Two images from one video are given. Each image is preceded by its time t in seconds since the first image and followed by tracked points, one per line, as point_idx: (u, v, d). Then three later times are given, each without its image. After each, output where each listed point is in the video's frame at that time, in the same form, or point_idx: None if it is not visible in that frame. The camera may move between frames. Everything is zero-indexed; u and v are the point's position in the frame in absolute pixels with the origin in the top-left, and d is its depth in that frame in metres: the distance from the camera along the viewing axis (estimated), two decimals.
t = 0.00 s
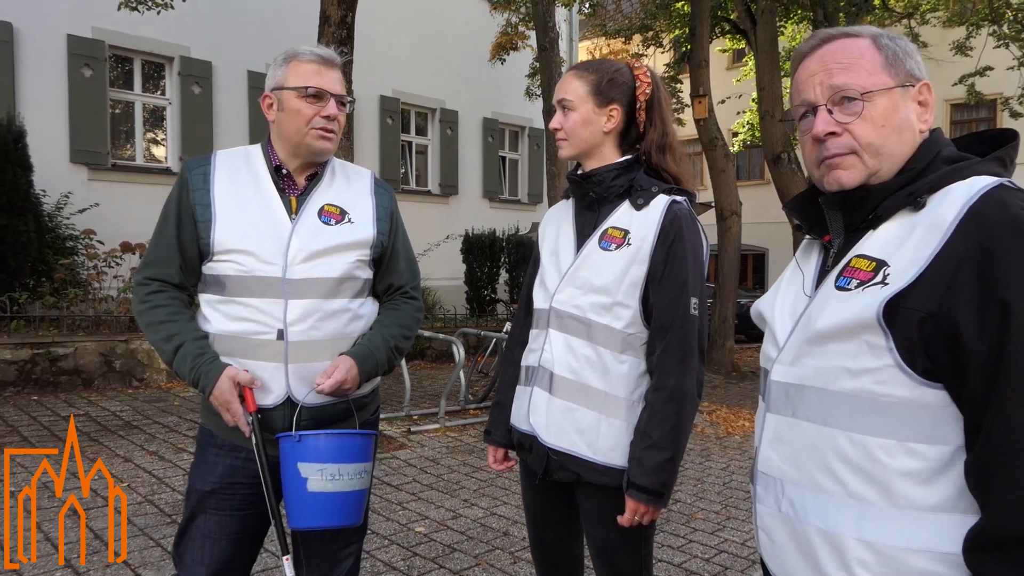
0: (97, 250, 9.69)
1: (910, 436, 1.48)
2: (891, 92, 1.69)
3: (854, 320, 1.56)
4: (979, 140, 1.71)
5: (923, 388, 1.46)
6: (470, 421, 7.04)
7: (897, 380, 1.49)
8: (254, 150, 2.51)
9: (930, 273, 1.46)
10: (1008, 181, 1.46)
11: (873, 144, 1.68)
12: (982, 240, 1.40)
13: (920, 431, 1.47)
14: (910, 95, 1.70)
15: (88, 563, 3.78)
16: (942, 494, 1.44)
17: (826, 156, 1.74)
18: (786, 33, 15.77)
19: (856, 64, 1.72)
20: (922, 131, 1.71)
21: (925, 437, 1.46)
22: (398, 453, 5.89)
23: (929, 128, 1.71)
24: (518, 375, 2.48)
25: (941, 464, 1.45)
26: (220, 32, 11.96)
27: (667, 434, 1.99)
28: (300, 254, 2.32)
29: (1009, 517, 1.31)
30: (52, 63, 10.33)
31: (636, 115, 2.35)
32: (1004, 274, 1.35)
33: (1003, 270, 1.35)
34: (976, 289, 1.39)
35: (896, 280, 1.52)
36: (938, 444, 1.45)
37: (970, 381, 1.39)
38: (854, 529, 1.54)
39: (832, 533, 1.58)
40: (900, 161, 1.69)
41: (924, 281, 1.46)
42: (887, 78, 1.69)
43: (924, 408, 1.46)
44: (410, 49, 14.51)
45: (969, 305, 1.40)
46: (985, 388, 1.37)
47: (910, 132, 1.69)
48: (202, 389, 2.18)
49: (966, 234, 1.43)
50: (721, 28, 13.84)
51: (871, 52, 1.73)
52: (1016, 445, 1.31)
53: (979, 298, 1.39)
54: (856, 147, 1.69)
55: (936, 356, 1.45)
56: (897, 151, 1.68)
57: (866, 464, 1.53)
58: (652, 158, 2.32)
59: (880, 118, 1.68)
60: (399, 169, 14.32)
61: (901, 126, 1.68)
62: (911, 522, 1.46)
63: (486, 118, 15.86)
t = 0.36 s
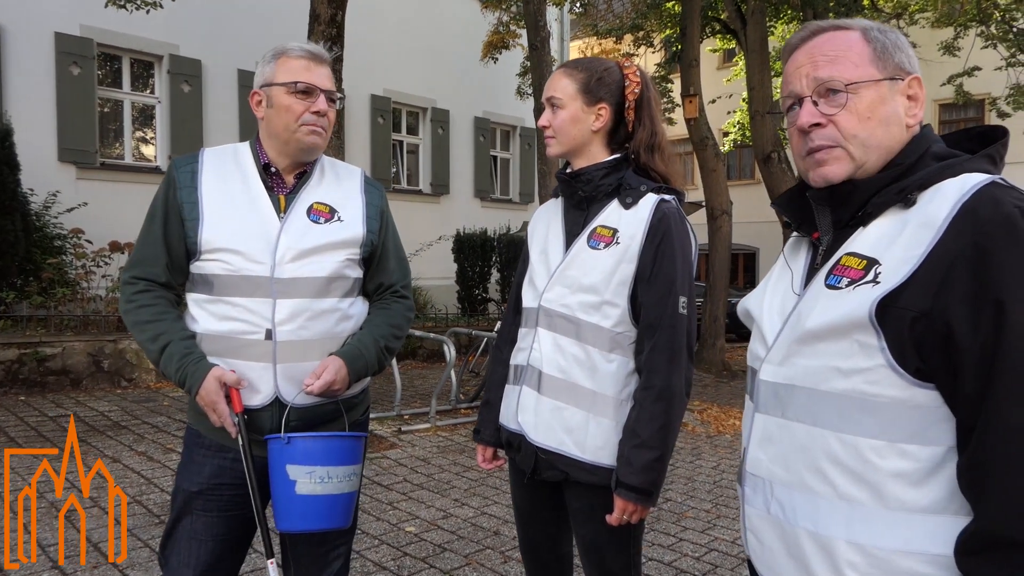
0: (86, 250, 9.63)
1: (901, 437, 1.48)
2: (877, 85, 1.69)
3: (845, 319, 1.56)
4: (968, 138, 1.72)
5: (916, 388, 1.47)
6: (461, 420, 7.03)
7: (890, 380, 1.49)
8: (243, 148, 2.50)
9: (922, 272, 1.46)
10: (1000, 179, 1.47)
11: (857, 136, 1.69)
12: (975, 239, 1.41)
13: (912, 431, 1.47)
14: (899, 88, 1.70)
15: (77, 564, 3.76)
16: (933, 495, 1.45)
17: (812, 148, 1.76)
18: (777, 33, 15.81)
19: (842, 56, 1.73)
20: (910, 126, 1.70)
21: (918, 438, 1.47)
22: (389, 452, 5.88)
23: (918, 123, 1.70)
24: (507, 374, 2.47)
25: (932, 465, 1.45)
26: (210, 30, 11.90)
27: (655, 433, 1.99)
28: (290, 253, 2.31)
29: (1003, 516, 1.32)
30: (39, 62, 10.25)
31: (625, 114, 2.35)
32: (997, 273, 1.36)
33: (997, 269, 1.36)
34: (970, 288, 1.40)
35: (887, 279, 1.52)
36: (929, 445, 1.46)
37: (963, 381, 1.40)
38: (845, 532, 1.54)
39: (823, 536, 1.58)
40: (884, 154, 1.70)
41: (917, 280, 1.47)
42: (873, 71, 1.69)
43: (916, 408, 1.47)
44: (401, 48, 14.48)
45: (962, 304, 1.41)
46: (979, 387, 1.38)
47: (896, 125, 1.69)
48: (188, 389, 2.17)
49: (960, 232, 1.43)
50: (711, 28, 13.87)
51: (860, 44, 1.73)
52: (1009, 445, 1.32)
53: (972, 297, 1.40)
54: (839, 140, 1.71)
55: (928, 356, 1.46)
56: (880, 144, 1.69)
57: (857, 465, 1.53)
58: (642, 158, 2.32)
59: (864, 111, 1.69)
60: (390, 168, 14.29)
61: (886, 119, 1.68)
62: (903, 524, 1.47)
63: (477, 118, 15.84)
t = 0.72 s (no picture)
0: (80, 250, 9.60)
1: (898, 437, 1.49)
2: (869, 80, 1.69)
3: (841, 319, 1.56)
4: (959, 135, 1.72)
5: (912, 388, 1.47)
6: (456, 420, 7.03)
7: (886, 380, 1.50)
8: (236, 145, 2.49)
9: (917, 272, 1.47)
10: (993, 177, 1.48)
11: (847, 131, 1.69)
12: (970, 238, 1.41)
13: (909, 431, 1.48)
14: (891, 85, 1.70)
15: (70, 565, 3.75)
16: (930, 495, 1.45)
17: (803, 144, 1.76)
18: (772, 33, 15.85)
19: (833, 52, 1.73)
20: (902, 123, 1.70)
21: (914, 438, 1.47)
22: (384, 452, 5.88)
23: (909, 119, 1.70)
24: (502, 374, 2.47)
25: (928, 466, 1.46)
26: (204, 29, 11.87)
27: (650, 432, 2.00)
28: (284, 250, 2.30)
29: (1000, 516, 1.32)
30: (32, 61, 10.21)
31: (619, 114, 2.35)
32: (994, 271, 1.36)
33: (992, 268, 1.36)
34: (966, 286, 1.40)
35: (883, 279, 1.53)
36: (926, 446, 1.46)
37: (959, 380, 1.40)
38: (842, 534, 1.54)
39: (821, 539, 1.58)
40: (875, 150, 1.70)
41: (912, 279, 1.47)
42: (865, 67, 1.70)
43: (913, 408, 1.47)
44: (396, 48, 14.47)
45: (958, 303, 1.41)
46: (976, 386, 1.38)
47: (888, 121, 1.69)
48: (172, 387, 2.17)
49: (954, 230, 1.44)
50: (706, 28, 13.89)
51: (852, 40, 1.73)
52: (1006, 444, 1.32)
53: (968, 297, 1.40)
54: (831, 134, 1.71)
55: (925, 356, 1.46)
56: (870, 139, 1.69)
57: (854, 467, 1.53)
58: (636, 157, 2.32)
59: (854, 105, 1.69)
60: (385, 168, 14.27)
61: (877, 115, 1.69)
62: (899, 525, 1.47)
63: (472, 118, 15.84)
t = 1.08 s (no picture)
0: (83, 252, 9.62)
1: (904, 437, 1.48)
2: (863, 81, 1.67)
3: (847, 318, 1.56)
4: (965, 135, 1.72)
5: (919, 387, 1.47)
6: (459, 420, 7.03)
7: (892, 379, 1.49)
8: (240, 145, 2.49)
9: (924, 270, 1.46)
10: (1000, 174, 1.48)
11: (840, 133, 1.69)
12: (975, 236, 1.41)
13: (915, 430, 1.47)
14: (890, 84, 1.66)
15: (72, 565, 3.75)
16: (937, 494, 1.45)
17: (799, 145, 1.77)
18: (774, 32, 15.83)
19: (829, 54, 1.72)
20: (901, 122, 1.67)
21: (921, 437, 1.47)
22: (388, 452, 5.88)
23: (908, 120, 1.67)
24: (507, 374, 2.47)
25: (935, 465, 1.46)
26: (206, 31, 11.88)
27: (654, 433, 1.99)
28: (286, 250, 2.30)
29: (1007, 516, 1.32)
30: (35, 64, 10.23)
31: (623, 113, 2.35)
32: (1000, 269, 1.36)
33: (998, 267, 1.36)
34: (971, 285, 1.40)
35: (888, 278, 1.52)
36: (931, 444, 1.46)
37: (965, 379, 1.40)
38: (848, 533, 1.54)
39: (827, 538, 1.58)
40: (867, 152, 1.69)
41: (918, 278, 1.47)
42: (860, 67, 1.68)
43: (918, 407, 1.47)
44: (397, 48, 14.47)
45: (964, 301, 1.41)
46: (982, 386, 1.38)
47: (883, 122, 1.66)
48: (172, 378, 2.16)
49: (960, 228, 1.44)
50: (708, 28, 13.87)
51: (852, 40, 1.71)
52: (1012, 442, 1.32)
53: (975, 295, 1.40)
54: (825, 137, 1.72)
55: (930, 356, 1.46)
56: (863, 141, 1.68)
57: (861, 466, 1.53)
58: (641, 157, 2.32)
59: (848, 106, 1.68)
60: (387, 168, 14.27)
61: (871, 116, 1.67)
62: (906, 525, 1.47)
63: (474, 118, 15.84)
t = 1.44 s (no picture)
0: (88, 254, 9.65)
1: (905, 434, 1.47)
2: (823, 90, 1.70)
3: (848, 315, 1.55)
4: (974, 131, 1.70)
5: (919, 384, 1.45)
6: (464, 420, 7.02)
7: (892, 378, 1.48)
8: (242, 147, 2.49)
9: (924, 268, 1.45)
10: (1003, 171, 1.46)
11: (798, 140, 1.77)
12: (977, 232, 1.40)
13: (916, 429, 1.46)
14: (853, 90, 1.66)
15: (75, 565, 3.76)
16: (940, 492, 1.43)
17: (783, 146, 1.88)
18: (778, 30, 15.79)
19: (807, 57, 1.75)
20: (860, 128, 1.66)
21: (923, 435, 1.45)
22: (392, 452, 5.88)
23: (870, 126, 1.65)
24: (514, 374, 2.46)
25: (937, 464, 1.44)
26: (209, 32, 11.89)
27: (662, 433, 1.98)
28: (288, 251, 2.30)
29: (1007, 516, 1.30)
30: (39, 66, 10.25)
31: (630, 111, 2.33)
32: (999, 266, 1.34)
33: (997, 264, 1.35)
34: (971, 282, 1.39)
35: (889, 276, 1.51)
36: (933, 443, 1.45)
37: (966, 377, 1.38)
38: (849, 531, 1.53)
39: (830, 537, 1.56)
40: (824, 156, 1.73)
41: (919, 275, 1.45)
42: (824, 76, 1.70)
43: (919, 406, 1.45)
44: (400, 49, 14.48)
45: (964, 299, 1.39)
46: (982, 385, 1.37)
47: (841, 130, 1.68)
48: (179, 382, 2.17)
49: (962, 224, 1.42)
50: (711, 26, 13.84)
51: (827, 44, 1.72)
52: (1013, 442, 1.31)
53: (975, 293, 1.38)
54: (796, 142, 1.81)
55: (931, 354, 1.44)
56: (818, 146, 1.73)
57: (862, 464, 1.51)
58: (646, 154, 2.31)
59: (810, 114, 1.73)
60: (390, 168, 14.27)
61: (825, 123, 1.70)
62: (908, 523, 1.46)
63: (477, 118, 15.83)
